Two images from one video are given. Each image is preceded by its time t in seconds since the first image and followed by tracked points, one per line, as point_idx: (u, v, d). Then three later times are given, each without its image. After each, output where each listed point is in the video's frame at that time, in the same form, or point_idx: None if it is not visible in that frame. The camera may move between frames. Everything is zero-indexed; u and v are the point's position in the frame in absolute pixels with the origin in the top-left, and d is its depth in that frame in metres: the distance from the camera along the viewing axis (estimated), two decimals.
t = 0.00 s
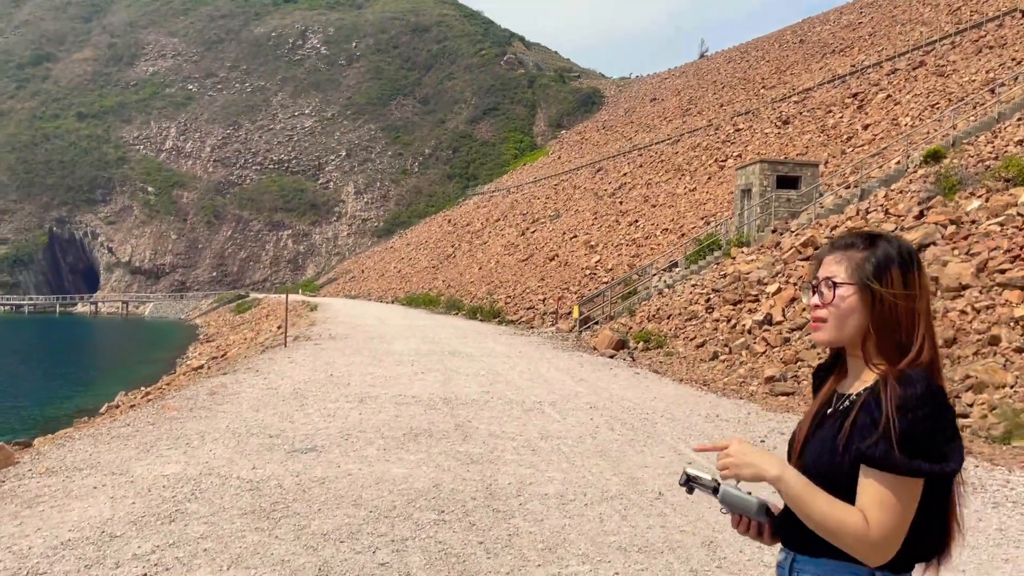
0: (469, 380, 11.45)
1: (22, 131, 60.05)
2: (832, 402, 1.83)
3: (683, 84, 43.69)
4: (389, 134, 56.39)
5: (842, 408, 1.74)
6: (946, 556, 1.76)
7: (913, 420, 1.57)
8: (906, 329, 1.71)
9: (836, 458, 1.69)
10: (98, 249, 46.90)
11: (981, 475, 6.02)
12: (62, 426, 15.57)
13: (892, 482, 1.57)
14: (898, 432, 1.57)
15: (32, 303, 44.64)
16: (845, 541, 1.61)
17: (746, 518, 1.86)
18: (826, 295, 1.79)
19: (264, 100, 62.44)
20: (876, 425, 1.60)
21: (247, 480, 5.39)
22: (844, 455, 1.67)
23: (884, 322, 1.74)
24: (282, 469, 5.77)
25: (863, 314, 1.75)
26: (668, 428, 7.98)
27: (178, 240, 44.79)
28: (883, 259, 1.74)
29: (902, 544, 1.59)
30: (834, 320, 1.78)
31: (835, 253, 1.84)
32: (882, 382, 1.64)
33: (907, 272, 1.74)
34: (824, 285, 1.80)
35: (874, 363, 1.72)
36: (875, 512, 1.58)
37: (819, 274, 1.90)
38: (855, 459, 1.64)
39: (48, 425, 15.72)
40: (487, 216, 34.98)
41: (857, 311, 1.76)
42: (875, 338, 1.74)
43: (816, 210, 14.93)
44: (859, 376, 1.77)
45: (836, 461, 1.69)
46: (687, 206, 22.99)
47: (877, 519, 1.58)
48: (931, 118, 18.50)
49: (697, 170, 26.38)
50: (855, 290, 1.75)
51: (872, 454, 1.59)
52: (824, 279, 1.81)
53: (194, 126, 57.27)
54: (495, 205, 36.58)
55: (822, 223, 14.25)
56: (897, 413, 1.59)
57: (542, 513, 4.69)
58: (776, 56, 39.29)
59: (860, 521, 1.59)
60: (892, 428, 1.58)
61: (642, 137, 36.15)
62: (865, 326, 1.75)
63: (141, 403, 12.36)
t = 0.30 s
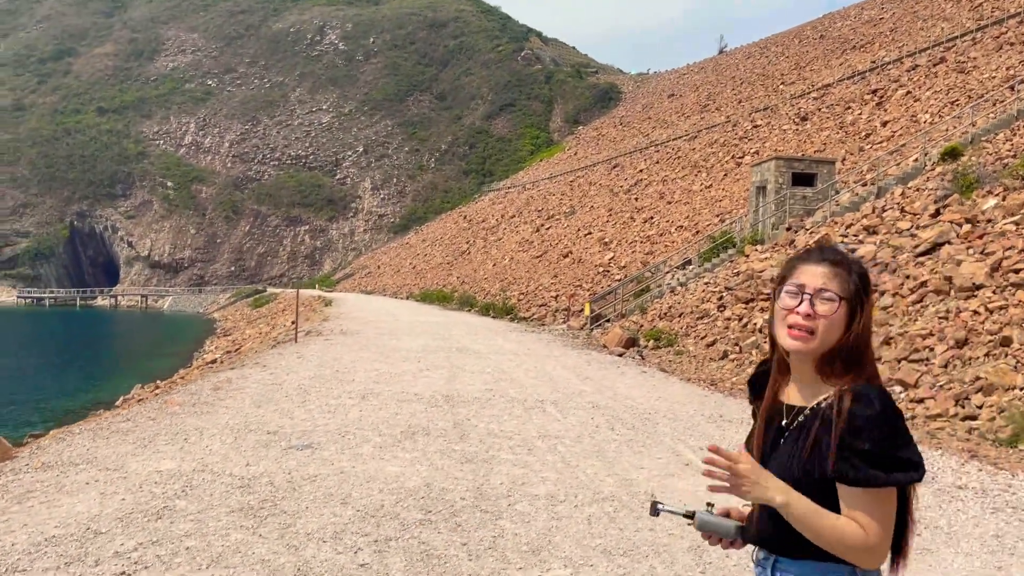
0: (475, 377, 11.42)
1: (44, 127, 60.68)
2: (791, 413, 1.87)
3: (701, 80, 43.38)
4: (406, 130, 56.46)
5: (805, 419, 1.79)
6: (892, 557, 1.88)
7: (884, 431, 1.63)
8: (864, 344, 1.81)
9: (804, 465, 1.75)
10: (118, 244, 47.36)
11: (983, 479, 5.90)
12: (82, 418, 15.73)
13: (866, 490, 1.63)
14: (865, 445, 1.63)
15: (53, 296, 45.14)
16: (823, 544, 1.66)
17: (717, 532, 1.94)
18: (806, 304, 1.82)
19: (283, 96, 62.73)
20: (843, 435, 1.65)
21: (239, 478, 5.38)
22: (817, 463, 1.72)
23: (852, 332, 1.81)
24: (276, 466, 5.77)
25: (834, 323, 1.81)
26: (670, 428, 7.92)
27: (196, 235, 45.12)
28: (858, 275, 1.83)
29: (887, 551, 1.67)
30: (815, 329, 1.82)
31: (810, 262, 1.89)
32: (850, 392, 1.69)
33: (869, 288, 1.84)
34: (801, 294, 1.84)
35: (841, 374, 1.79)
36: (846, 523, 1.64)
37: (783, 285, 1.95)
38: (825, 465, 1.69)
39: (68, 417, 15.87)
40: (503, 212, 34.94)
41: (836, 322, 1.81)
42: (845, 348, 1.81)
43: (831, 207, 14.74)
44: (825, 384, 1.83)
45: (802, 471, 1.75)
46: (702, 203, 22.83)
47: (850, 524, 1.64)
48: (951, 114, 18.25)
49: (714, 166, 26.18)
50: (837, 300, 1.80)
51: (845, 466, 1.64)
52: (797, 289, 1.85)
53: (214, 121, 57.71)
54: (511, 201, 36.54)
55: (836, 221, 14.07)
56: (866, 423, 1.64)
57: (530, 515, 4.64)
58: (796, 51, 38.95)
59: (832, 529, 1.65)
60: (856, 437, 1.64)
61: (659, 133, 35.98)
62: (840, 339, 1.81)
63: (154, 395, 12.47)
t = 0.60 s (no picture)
0: (486, 373, 11.33)
1: (70, 120, 61.31)
2: (801, 399, 1.83)
3: (724, 74, 42.92)
4: (427, 124, 56.43)
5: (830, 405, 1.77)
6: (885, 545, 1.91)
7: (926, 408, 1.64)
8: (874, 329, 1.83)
9: (831, 451, 1.72)
10: (142, 237, 47.77)
11: (998, 480, 5.74)
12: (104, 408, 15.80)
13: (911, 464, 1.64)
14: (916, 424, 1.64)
15: (78, 289, 45.61)
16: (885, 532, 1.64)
17: (720, 523, 1.89)
18: (812, 300, 1.82)
19: (305, 90, 62.96)
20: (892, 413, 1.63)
21: (238, 472, 5.35)
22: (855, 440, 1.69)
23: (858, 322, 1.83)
24: (276, 461, 5.73)
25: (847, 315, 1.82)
26: (679, 426, 7.81)
27: (218, 228, 45.40)
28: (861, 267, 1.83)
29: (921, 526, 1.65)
30: (825, 327, 1.82)
31: (801, 260, 1.87)
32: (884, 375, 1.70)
33: (865, 279, 1.84)
34: (805, 293, 1.84)
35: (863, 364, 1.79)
36: (906, 504, 1.62)
37: (782, 284, 1.94)
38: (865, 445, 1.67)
39: (89, 408, 15.95)
40: (523, 207, 34.81)
41: (843, 317, 1.82)
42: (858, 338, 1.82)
43: (852, 203, 14.48)
44: (837, 374, 1.84)
45: (828, 459, 1.73)
46: (723, 199, 22.59)
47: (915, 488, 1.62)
48: (976, 109, 17.89)
49: (735, 161, 25.88)
50: (843, 294, 1.81)
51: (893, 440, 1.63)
52: (801, 287, 1.84)
53: (237, 116, 57.97)
54: (532, 195, 36.39)
55: (857, 217, 13.81)
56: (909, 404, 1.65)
57: (528, 513, 4.56)
58: (820, 46, 38.45)
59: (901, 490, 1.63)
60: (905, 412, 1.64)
61: (680, 128, 35.66)
62: (854, 331, 1.82)
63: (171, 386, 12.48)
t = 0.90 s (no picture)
0: (498, 368, 11.26)
1: (96, 115, 61.86)
2: (836, 403, 1.68)
3: (748, 69, 42.50)
4: (448, 119, 56.39)
5: (869, 410, 1.62)
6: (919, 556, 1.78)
7: (971, 413, 1.50)
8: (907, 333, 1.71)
9: (874, 458, 1.57)
10: (165, 230, 48.08)
11: (1012, 482, 5.59)
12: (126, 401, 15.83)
13: (946, 480, 1.51)
14: (959, 435, 1.50)
15: (102, 281, 45.99)
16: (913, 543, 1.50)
17: (731, 521, 1.80)
18: (836, 304, 1.70)
19: (327, 85, 63.15)
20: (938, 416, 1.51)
21: (239, 466, 5.33)
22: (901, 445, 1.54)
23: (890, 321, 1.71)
24: (278, 456, 5.70)
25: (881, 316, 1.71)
26: (690, 422, 7.70)
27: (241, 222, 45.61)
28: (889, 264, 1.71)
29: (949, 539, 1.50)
30: (852, 332, 1.70)
31: (822, 263, 1.76)
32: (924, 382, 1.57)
33: (893, 276, 1.72)
34: (830, 296, 1.72)
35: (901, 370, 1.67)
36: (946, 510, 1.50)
37: (806, 286, 1.83)
38: (910, 452, 1.52)
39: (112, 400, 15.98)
40: (543, 201, 34.67)
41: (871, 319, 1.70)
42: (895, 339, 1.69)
43: (873, 198, 14.25)
44: (875, 378, 1.70)
45: (875, 467, 1.57)
46: (744, 194, 22.34)
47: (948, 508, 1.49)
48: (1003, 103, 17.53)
49: (756, 157, 25.61)
50: (871, 294, 1.69)
51: (939, 452, 1.50)
52: (826, 290, 1.72)
53: (259, 110, 58.20)
54: (552, 189, 36.22)
55: (879, 212, 13.56)
56: (951, 408, 1.51)
57: (527, 511, 4.49)
58: (845, 40, 37.95)
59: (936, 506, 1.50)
60: (948, 418, 1.51)
61: (702, 123, 35.36)
62: (881, 332, 1.71)
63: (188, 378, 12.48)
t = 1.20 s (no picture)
0: (507, 364, 11.16)
1: (115, 109, 62.24)
2: (853, 427, 1.56)
3: (766, 63, 42.15)
4: (465, 114, 56.30)
5: (883, 434, 1.48)
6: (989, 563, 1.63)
7: (979, 435, 1.35)
8: (940, 336, 1.48)
9: (888, 483, 1.44)
10: (184, 224, 48.30)
11: None
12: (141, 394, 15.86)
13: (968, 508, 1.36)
14: (967, 466, 1.36)
15: (121, 274, 46.20)
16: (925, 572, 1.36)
17: (771, 550, 1.73)
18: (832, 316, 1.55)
19: (344, 80, 63.23)
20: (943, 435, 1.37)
21: (236, 464, 5.31)
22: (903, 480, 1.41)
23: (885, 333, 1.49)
24: (276, 453, 5.66)
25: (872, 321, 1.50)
26: (696, 422, 7.59)
27: (259, 216, 45.72)
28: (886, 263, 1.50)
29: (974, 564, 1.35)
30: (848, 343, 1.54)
31: (824, 274, 1.62)
32: (929, 403, 1.42)
33: (907, 269, 1.49)
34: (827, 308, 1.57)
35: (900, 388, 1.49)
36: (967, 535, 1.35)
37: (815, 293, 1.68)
38: (920, 483, 1.38)
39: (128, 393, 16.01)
40: (559, 197, 34.52)
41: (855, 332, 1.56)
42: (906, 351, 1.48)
43: (892, 195, 14.03)
44: (894, 393, 1.54)
45: (889, 490, 1.44)
46: (761, 189, 22.11)
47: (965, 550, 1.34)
48: None
49: (775, 152, 25.34)
50: (864, 298, 1.50)
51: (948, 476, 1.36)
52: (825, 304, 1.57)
53: (277, 104, 58.29)
54: (569, 184, 36.06)
55: (897, 209, 13.35)
56: (963, 433, 1.36)
57: (523, 513, 4.43)
58: (865, 34, 37.49)
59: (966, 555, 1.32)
60: (955, 443, 1.36)
61: (720, 118, 35.06)
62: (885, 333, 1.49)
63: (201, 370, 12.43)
